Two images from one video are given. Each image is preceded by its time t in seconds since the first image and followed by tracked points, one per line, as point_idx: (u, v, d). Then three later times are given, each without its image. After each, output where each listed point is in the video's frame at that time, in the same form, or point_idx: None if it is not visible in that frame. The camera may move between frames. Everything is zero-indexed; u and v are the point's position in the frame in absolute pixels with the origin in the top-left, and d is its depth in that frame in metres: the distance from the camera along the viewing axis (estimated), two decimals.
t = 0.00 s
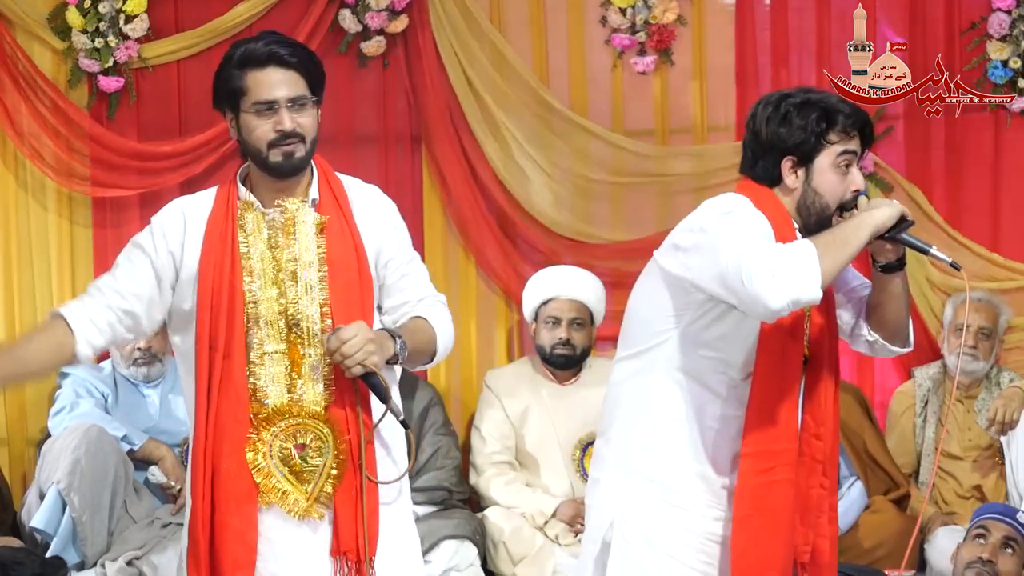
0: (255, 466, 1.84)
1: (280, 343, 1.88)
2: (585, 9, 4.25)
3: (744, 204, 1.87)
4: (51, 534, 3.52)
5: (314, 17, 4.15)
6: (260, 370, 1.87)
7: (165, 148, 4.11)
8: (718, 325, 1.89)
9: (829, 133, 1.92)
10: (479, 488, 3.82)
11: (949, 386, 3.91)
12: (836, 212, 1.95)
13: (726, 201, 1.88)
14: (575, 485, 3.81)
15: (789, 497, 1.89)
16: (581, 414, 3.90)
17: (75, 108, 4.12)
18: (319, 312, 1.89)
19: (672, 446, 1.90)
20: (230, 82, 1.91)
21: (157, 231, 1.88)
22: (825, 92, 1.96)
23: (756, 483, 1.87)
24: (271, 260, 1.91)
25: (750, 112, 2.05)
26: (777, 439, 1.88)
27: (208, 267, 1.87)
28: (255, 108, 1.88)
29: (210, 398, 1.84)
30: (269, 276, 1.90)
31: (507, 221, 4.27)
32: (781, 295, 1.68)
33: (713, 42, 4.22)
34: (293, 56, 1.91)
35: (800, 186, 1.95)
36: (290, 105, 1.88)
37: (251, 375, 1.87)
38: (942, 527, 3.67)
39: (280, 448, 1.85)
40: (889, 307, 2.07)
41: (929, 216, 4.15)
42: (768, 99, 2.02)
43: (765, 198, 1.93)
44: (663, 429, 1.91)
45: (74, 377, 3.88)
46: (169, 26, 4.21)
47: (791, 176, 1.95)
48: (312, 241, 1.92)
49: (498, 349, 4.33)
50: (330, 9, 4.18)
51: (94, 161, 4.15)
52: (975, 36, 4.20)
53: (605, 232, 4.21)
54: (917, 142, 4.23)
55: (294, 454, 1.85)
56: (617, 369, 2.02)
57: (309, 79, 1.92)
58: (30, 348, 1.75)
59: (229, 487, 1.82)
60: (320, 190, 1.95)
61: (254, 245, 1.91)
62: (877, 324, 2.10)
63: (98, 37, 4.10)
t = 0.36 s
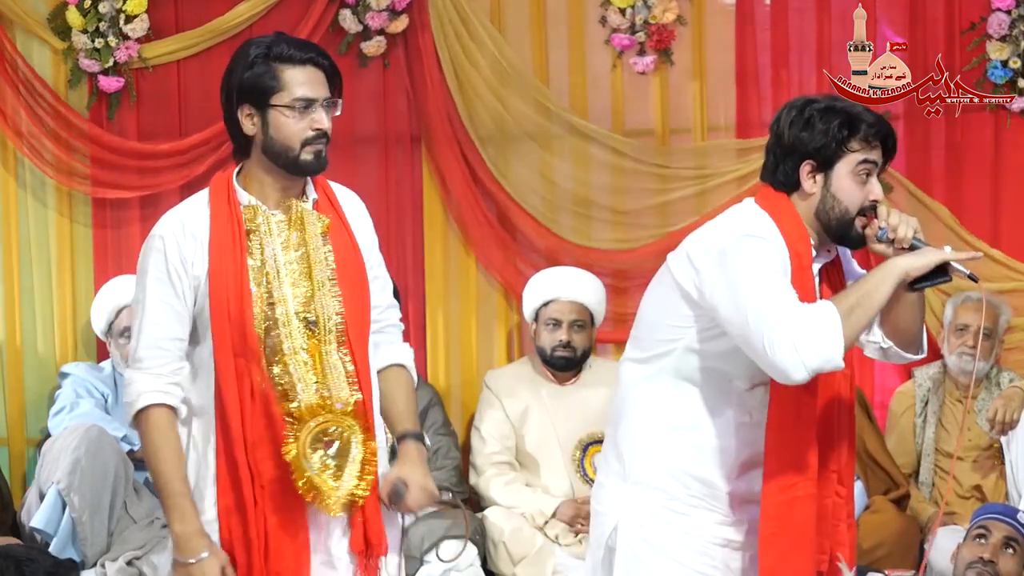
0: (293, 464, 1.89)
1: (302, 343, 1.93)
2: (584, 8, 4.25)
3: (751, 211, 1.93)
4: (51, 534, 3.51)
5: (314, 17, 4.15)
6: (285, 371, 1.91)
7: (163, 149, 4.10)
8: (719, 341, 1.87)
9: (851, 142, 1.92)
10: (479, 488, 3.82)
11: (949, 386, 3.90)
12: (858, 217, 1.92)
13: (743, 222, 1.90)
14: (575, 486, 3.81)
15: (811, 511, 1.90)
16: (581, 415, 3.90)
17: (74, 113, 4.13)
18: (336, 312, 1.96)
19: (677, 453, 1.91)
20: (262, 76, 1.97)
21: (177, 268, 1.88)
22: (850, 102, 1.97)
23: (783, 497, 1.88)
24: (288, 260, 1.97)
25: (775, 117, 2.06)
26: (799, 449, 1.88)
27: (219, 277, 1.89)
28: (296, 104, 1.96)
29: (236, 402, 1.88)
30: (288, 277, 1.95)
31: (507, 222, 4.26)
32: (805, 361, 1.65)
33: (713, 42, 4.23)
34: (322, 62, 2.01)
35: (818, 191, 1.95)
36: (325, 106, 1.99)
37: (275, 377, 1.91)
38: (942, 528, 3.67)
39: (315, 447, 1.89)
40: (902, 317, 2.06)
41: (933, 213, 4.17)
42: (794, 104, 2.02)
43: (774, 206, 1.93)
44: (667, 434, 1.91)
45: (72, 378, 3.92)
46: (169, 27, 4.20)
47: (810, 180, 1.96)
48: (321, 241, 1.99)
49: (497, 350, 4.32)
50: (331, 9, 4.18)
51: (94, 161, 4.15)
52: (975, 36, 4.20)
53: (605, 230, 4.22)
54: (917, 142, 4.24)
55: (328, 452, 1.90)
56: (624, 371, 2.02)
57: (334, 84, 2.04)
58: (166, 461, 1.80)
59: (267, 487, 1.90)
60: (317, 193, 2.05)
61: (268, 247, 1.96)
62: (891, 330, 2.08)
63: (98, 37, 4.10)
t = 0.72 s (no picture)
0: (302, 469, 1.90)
1: (318, 347, 1.96)
2: (585, 9, 4.25)
3: (760, 205, 1.91)
4: (51, 534, 3.52)
5: (315, 18, 4.14)
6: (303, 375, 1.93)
7: (167, 149, 4.13)
8: (740, 333, 1.87)
9: (855, 136, 1.92)
10: (479, 488, 3.82)
11: (949, 386, 3.91)
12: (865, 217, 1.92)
13: (747, 212, 1.89)
14: (576, 486, 3.81)
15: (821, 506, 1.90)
16: (581, 415, 3.91)
17: (75, 108, 4.12)
18: (349, 317, 2.00)
19: (692, 450, 1.89)
20: (295, 74, 1.96)
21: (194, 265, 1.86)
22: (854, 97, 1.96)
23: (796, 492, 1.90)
24: (303, 265, 1.98)
25: (779, 114, 2.06)
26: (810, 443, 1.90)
27: (243, 281, 1.88)
28: (327, 103, 1.97)
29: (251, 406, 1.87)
30: (303, 282, 1.97)
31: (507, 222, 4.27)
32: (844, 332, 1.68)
33: (713, 42, 4.23)
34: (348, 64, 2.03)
35: (823, 187, 1.95)
36: (353, 106, 2.00)
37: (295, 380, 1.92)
38: (942, 528, 3.67)
39: (323, 452, 1.92)
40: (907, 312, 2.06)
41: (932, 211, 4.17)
42: (797, 102, 2.02)
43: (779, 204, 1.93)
44: (680, 433, 1.89)
45: (73, 377, 3.91)
46: (169, 26, 4.21)
47: (814, 176, 1.96)
48: (338, 247, 2.04)
49: (498, 350, 4.33)
50: (332, 10, 4.17)
51: (94, 160, 4.16)
52: (974, 36, 4.22)
53: (604, 226, 4.22)
54: (917, 142, 4.24)
55: (335, 458, 1.94)
56: (635, 370, 2.01)
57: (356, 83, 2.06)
58: (150, 449, 1.76)
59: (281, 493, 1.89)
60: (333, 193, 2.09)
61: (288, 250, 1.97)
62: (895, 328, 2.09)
63: (98, 37, 4.10)
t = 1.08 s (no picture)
0: (341, 463, 1.91)
1: (339, 342, 1.97)
2: (585, 9, 4.25)
3: (761, 206, 1.90)
4: (51, 534, 3.52)
5: (317, 18, 4.14)
6: (332, 371, 1.94)
7: (169, 149, 4.13)
8: (749, 335, 1.86)
9: (853, 126, 1.92)
10: (479, 488, 3.82)
11: (949, 386, 3.92)
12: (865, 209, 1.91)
13: (745, 216, 1.88)
14: (575, 486, 3.81)
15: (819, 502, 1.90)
16: (581, 415, 3.90)
17: (76, 106, 4.13)
18: (365, 313, 2.03)
19: (696, 452, 1.89)
20: (313, 69, 1.95)
21: (224, 267, 1.82)
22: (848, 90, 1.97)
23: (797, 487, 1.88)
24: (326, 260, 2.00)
25: (776, 111, 2.06)
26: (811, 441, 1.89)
27: (271, 279, 1.86)
28: (345, 100, 1.96)
29: (287, 405, 1.85)
30: (325, 277, 1.97)
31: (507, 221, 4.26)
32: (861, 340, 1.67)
33: (714, 42, 4.23)
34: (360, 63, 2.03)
35: (822, 179, 1.95)
36: (367, 103, 1.99)
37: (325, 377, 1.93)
38: (942, 528, 3.67)
39: (356, 445, 1.93)
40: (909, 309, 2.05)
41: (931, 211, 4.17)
42: (793, 100, 2.02)
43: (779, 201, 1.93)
44: (687, 433, 1.89)
45: (73, 377, 3.91)
46: (169, 26, 4.21)
47: (813, 169, 1.96)
48: (352, 246, 2.06)
49: (498, 350, 4.33)
50: (333, 10, 4.17)
51: (94, 157, 4.16)
52: (975, 36, 4.22)
53: (606, 227, 4.22)
54: (916, 142, 4.25)
55: (367, 450, 1.96)
56: (641, 371, 2.01)
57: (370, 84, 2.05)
58: (227, 467, 1.78)
59: (321, 490, 1.88)
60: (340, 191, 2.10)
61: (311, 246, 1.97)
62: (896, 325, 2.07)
63: (98, 37, 4.10)
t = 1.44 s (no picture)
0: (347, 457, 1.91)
1: (345, 336, 1.97)
2: (585, 9, 4.26)
3: (761, 190, 1.88)
4: (51, 534, 3.52)
5: (317, 18, 4.13)
6: (340, 365, 1.95)
7: (169, 149, 4.13)
8: (765, 306, 1.88)
9: (861, 121, 1.92)
10: (479, 488, 3.82)
11: (949, 386, 3.92)
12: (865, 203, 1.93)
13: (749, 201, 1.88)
14: (575, 486, 3.81)
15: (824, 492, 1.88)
16: (581, 415, 3.90)
17: (75, 106, 4.12)
18: (370, 308, 2.03)
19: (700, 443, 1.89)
20: (316, 64, 1.95)
21: (231, 260, 1.82)
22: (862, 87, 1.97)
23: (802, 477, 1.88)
24: (331, 256, 2.00)
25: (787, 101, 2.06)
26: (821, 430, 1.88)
27: (279, 271, 1.86)
28: (348, 95, 1.96)
29: (298, 396, 1.85)
30: (330, 271, 1.99)
31: (507, 220, 4.26)
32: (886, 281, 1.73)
33: (714, 42, 4.24)
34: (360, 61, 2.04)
35: (826, 169, 1.95)
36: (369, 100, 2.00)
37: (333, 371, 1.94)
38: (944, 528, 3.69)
39: (362, 441, 1.94)
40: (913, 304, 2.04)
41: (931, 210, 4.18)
42: (797, 95, 2.02)
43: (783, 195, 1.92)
44: (694, 424, 1.89)
45: (73, 377, 3.90)
46: (168, 26, 4.21)
47: (818, 159, 1.96)
48: (356, 244, 2.06)
49: (497, 350, 4.33)
50: (333, 10, 4.17)
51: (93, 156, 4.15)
52: (974, 36, 4.23)
53: (606, 228, 4.23)
54: (916, 142, 4.25)
55: (372, 445, 1.96)
56: (645, 366, 2.01)
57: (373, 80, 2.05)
58: (237, 460, 1.75)
59: (331, 485, 1.87)
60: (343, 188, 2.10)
61: (316, 239, 1.98)
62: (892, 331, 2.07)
63: (98, 37, 4.10)
